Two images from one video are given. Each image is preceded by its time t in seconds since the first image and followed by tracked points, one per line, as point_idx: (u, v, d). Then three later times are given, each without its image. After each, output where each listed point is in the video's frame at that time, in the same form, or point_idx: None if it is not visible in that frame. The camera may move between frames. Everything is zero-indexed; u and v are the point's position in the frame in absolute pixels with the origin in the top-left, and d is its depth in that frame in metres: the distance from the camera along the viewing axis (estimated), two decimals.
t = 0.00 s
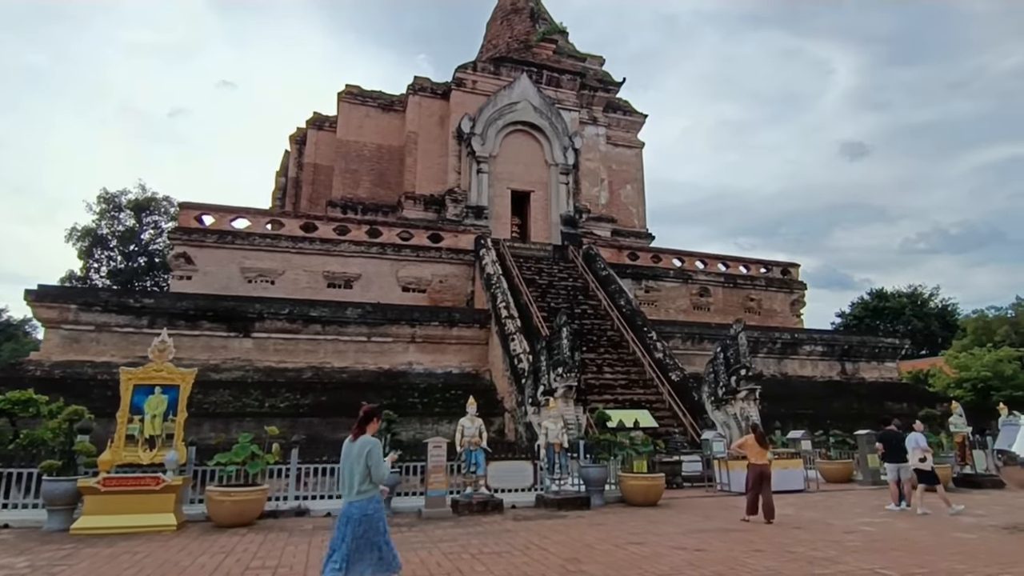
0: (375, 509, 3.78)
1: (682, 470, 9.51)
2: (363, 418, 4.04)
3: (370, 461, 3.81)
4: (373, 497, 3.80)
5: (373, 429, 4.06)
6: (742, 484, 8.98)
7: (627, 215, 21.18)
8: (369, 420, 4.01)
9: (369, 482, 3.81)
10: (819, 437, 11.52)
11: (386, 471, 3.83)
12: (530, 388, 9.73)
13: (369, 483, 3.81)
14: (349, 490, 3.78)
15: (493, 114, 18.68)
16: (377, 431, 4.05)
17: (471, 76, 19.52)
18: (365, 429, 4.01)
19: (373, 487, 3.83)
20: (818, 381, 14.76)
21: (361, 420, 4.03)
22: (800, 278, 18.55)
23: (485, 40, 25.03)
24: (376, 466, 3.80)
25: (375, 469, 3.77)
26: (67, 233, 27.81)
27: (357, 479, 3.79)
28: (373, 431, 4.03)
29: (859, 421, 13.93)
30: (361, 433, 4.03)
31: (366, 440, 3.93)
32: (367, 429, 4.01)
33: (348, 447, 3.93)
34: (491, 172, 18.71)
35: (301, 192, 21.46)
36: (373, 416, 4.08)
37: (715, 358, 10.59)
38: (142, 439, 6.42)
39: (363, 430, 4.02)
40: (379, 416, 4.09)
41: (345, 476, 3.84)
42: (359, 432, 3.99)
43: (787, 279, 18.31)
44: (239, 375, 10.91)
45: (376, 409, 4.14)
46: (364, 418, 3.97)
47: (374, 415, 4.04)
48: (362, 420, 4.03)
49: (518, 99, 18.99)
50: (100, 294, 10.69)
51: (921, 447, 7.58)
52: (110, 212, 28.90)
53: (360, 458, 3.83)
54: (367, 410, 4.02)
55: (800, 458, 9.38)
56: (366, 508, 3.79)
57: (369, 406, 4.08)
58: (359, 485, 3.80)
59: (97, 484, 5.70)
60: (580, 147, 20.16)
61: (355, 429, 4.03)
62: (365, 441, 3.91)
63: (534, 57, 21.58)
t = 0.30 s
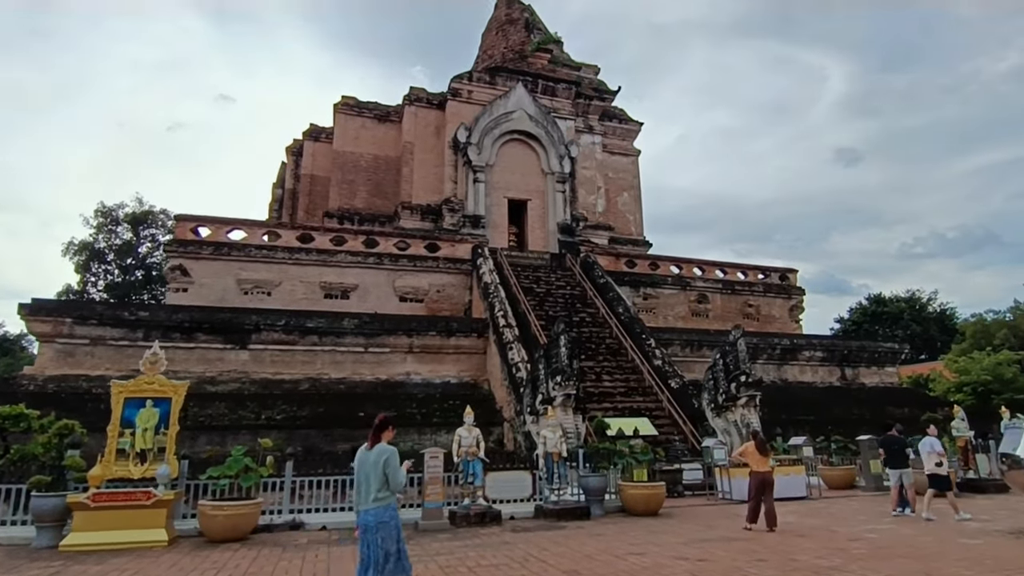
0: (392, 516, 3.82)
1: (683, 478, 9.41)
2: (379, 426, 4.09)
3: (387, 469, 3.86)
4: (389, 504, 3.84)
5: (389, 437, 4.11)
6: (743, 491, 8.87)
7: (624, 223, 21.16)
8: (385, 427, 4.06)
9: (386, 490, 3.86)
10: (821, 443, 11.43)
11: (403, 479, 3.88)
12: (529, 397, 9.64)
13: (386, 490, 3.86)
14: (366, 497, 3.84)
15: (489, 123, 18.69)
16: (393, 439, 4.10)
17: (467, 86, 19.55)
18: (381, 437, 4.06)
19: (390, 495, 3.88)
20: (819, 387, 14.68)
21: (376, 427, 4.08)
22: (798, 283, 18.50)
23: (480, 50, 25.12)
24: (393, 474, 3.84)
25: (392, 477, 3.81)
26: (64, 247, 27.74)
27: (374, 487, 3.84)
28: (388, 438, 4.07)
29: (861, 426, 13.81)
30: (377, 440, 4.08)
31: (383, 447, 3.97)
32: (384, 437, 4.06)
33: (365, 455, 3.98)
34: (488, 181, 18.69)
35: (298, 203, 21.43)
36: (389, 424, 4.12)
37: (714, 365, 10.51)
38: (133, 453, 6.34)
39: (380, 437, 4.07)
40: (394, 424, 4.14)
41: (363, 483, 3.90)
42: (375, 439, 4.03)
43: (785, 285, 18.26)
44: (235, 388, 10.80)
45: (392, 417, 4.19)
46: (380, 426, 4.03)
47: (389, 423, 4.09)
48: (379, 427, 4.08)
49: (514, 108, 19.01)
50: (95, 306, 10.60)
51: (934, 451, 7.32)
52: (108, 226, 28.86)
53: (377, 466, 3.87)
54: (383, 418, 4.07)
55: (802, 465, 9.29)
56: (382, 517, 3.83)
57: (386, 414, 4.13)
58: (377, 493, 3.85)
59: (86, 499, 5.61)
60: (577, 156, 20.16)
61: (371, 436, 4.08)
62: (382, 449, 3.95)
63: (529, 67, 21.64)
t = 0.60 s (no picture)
0: (394, 551, 4.04)
1: (684, 509, 9.22)
2: (386, 459, 4.32)
3: (395, 503, 4.10)
4: (393, 539, 4.06)
5: (395, 471, 4.36)
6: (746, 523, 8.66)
7: (622, 250, 21.17)
8: (394, 461, 4.30)
9: (391, 525, 4.08)
10: (824, 472, 11.23)
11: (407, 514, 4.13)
12: (526, 426, 9.50)
13: (392, 524, 4.08)
14: (371, 531, 4.04)
15: (487, 151, 18.82)
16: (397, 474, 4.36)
17: (466, 114, 19.73)
18: (387, 471, 4.29)
19: (395, 530, 4.10)
20: (821, 416, 14.51)
21: (385, 459, 4.31)
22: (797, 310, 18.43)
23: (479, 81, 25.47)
24: (402, 508, 4.09)
25: (401, 511, 4.06)
26: (63, 275, 27.72)
27: (381, 521, 4.05)
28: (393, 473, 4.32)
29: (864, 455, 13.61)
30: (384, 473, 4.31)
31: (390, 481, 4.21)
32: (390, 472, 4.30)
33: (371, 487, 4.18)
34: (486, 208, 18.74)
35: (297, 231, 21.46)
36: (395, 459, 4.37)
37: (714, 392, 10.38)
38: (118, 484, 6.22)
39: (386, 470, 4.30)
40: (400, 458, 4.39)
41: (368, 516, 4.10)
42: (381, 473, 4.26)
43: (784, 311, 18.19)
44: (229, 417, 10.65)
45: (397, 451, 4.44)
46: (389, 460, 4.26)
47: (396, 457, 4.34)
48: (387, 461, 4.31)
49: (513, 136, 19.16)
50: (89, 334, 10.49)
51: (954, 480, 7.19)
52: (107, 254, 28.87)
53: (386, 500, 4.11)
54: (393, 452, 4.31)
55: (805, 495, 9.10)
56: (386, 550, 4.04)
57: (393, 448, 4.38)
58: (382, 527, 4.06)
59: (67, 532, 5.43)
60: (574, 184, 20.27)
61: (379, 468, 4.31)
62: (390, 483, 4.18)
63: (527, 96, 21.90)
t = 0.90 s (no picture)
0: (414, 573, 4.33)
1: (692, 534, 8.99)
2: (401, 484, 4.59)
3: (411, 526, 4.34)
4: (412, 562, 4.33)
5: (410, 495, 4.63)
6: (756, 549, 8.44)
7: (625, 270, 21.14)
8: (409, 485, 4.56)
9: (410, 549, 4.34)
10: (833, 496, 11.04)
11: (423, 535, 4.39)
12: (530, 448, 9.38)
13: (410, 548, 4.34)
14: (392, 555, 4.31)
15: (490, 173, 18.91)
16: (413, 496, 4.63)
17: (469, 137, 19.87)
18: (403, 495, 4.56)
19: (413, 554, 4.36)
20: (830, 437, 14.31)
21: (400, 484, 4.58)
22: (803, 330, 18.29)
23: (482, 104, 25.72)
24: (418, 532, 4.33)
25: (417, 535, 4.31)
26: (70, 297, 27.82)
27: (400, 546, 4.31)
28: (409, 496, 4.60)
29: (874, 478, 13.39)
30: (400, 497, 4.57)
31: (406, 504, 4.46)
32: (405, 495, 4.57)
33: (389, 512, 4.46)
34: (490, 230, 18.77)
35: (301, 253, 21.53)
36: (410, 482, 4.64)
37: (721, 414, 10.26)
38: (115, 508, 6.16)
39: (402, 493, 4.57)
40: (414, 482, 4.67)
41: (388, 540, 4.37)
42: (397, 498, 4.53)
43: (790, 331, 18.05)
44: (230, 440, 10.56)
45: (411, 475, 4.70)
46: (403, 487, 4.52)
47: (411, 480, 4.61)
48: (402, 485, 4.57)
49: (516, 158, 19.27)
50: (91, 357, 10.46)
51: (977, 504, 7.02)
52: (114, 277, 29.00)
53: (402, 524, 4.36)
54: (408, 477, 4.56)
55: (816, 520, 8.92)
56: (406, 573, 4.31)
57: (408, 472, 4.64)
58: (401, 551, 4.33)
59: (61, 558, 5.37)
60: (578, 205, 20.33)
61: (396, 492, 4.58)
62: (406, 507, 4.43)
63: (530, 119, 22.06)
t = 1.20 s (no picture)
0: None
1: (701, 544, 8.89)
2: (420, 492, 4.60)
3: (430, 535, 4.33)
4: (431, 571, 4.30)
5: (428, 503, 4.64)
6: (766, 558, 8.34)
7: (630, 278, 21.07)
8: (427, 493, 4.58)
9: (429, 558, 4.31)
10: (845, 504, 10.90)
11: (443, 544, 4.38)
12: (537, 458, 9.31)
13: (430, 557, 4.32)
14: (411, 563, 4.28)
15: (494, 182, 18.93)
16: (432, 504, 4.63)
17: (473, 146, 19.90)
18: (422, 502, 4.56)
19: (433, 562, 4.34)
20: (839, 445, 14.17)
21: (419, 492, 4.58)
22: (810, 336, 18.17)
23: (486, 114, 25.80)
24: (436, 540, 4.32)
25: (436, 543, 4.30)
26: (77, 310, 27.92)
27: (419, 555, 4.29)
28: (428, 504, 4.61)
29: (885, 486, 13.24)
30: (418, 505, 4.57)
31: (425, 512, 4.46)
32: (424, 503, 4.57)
33: (408, 520, 4.44)
34: (494, 239, 18.77)
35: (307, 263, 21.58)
36: (428, 491, 4.65)
37: (729, 422, 10.18)
38: (118, 521, 6.14)
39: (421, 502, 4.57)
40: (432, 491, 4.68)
41: (407, 549, 4.35)
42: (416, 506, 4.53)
43: (797, 338, 17.93)
44: (236, 451, 10.53)
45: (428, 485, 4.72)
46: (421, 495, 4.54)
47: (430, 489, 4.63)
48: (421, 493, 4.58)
49: (519, 167, 19.29)
50: (97, 369, 10.46)
51: (998, 511, 6.87)
52: (121, 289, 29.12)
53: (421, 533, 4.34)
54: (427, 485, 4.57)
55: (827, 529, 8.82)
56: None
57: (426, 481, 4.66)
58: (420, 560, 4.30)
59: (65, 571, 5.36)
60: (581, 213, 20.33)
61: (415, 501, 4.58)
62: (425, 515, 4.42)
63: (533, 128, 22.11)
